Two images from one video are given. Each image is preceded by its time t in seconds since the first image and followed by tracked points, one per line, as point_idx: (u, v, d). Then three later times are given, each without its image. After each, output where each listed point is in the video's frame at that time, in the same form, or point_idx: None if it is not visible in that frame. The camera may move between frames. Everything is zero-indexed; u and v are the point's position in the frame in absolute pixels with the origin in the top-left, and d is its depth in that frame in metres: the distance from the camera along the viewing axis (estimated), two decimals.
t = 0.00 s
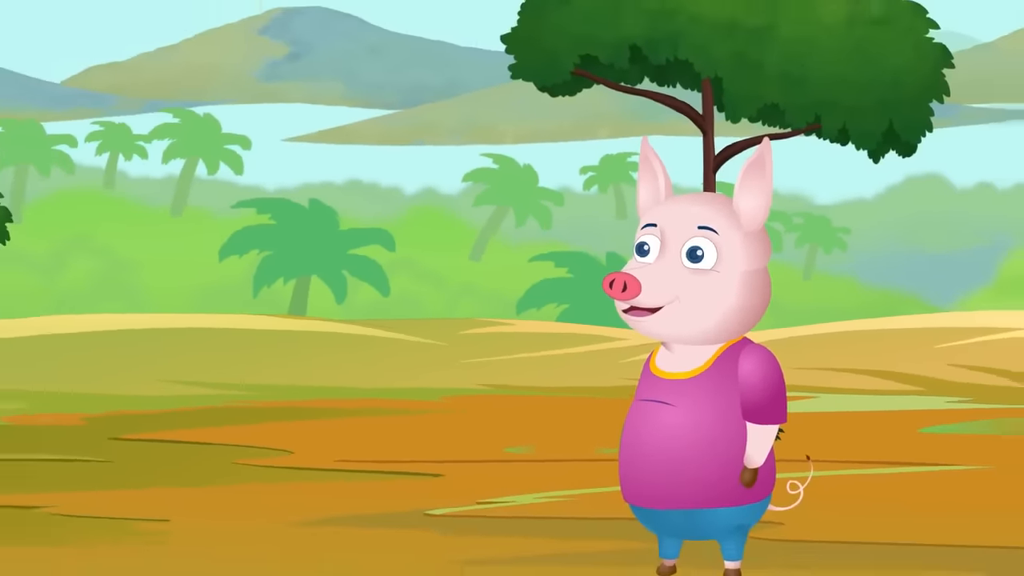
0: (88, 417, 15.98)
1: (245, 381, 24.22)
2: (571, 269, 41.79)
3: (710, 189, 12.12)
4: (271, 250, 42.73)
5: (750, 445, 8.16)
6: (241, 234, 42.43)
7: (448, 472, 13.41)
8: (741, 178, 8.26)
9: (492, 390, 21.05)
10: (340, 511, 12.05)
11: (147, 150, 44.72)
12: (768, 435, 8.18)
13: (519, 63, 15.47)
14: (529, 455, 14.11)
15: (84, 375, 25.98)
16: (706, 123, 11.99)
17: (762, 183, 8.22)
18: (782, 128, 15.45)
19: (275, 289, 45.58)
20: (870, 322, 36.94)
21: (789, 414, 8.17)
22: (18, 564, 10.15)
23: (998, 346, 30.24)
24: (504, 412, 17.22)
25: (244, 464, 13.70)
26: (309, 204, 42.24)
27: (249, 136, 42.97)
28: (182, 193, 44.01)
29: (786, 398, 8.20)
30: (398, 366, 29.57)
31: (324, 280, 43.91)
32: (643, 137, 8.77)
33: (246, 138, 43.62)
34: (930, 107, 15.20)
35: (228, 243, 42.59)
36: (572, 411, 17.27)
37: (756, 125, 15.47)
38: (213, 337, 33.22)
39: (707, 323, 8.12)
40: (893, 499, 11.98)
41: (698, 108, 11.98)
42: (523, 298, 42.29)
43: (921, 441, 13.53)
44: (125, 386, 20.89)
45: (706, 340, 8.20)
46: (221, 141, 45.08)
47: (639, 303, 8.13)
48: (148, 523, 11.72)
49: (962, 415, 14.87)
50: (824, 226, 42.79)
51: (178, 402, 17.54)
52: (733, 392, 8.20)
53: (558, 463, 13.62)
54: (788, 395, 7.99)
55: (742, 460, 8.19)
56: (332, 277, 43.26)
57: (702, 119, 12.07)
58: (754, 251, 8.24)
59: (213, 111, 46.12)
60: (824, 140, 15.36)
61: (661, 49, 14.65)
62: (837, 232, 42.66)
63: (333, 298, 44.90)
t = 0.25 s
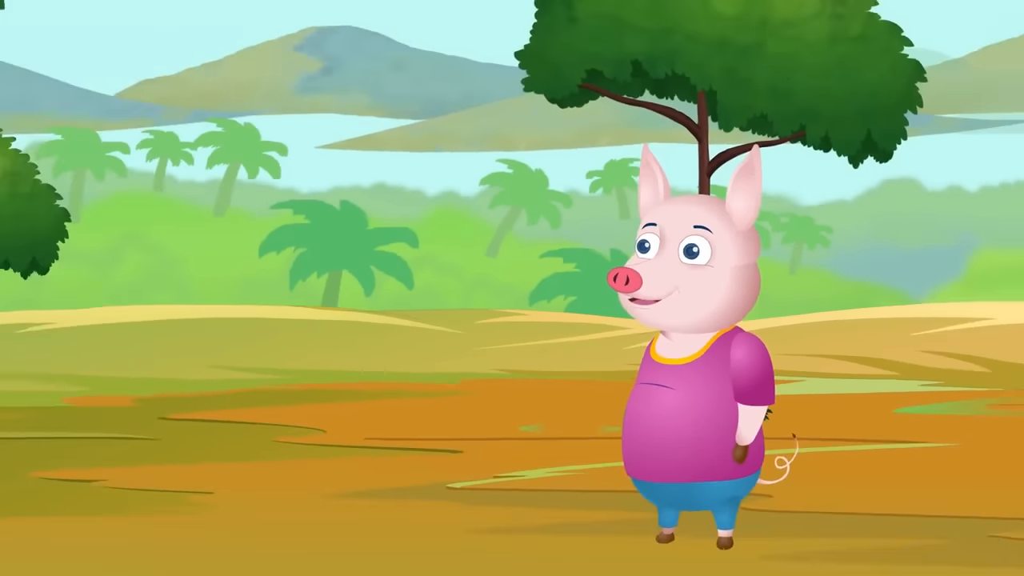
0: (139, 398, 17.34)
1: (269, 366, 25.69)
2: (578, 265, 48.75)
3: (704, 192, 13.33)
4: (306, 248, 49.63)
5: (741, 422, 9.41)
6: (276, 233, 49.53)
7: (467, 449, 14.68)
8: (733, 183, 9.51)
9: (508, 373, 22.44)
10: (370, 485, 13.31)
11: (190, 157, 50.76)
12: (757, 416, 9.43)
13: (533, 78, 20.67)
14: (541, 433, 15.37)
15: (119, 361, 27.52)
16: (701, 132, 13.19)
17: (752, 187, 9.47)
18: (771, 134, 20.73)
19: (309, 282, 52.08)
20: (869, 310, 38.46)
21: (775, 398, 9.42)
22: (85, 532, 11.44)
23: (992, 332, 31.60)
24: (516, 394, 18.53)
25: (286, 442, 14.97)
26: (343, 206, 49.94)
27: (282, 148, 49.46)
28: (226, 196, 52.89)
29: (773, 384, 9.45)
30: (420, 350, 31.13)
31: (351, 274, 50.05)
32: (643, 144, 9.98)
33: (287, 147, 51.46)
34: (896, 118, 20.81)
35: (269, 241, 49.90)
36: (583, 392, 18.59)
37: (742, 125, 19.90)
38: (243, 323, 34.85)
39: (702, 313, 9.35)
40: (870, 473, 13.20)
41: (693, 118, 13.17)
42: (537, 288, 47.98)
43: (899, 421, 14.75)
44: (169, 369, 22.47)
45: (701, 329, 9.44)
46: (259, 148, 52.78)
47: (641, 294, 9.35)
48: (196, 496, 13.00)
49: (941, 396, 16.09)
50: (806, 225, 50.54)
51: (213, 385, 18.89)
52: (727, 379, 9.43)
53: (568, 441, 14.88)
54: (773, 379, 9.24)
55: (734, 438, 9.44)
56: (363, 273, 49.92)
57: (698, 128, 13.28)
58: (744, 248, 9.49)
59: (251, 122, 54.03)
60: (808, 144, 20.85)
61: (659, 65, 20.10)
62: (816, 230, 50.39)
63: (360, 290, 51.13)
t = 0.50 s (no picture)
0: (189, 379, 18.97)
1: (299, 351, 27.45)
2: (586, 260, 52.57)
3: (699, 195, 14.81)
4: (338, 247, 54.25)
5: (731, 403, 10.86)
6: (314, 232, 53.29)
7: (485, 426, 16.22)
8: (724, 188, 11.03)
9: (524, 357, 24.08)
10: (397, 458, 14.85)
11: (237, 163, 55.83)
12: (747, 397, 10.89)
13: (547, 95, 19.93)
14: (552, 411, 16.89)
15: (158, 347, 29.34)
16: (696, 141, 14.66)
17: (741, 192, 10.98)
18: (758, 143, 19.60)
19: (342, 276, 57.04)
20: (871, 301, 40.17)
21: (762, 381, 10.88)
22: (147, 499, 13.00)
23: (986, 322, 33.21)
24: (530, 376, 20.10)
25: (320, 420, 16.53)
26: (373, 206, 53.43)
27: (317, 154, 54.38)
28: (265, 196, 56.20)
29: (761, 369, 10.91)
30: (443, 336, 32.93)
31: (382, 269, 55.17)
32: (646, 153, 11.49)
33: (324, 155, 55.66)
34: (877, 126, 19.48)
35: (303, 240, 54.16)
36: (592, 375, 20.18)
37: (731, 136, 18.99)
38: (273, 312, 36.67)
39: (698, 302, 10.87)
40: (846, 448, 14.68)
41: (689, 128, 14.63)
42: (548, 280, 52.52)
43: (876, 401, 16.23)
44: (211, 354, 24.29)
45: (696, 317, 10.95)
46: (297, 155, 57.68)
47: (643, 286, 10.88)
48: (241, 468, 14.56)
49: (918, 378, 17.60)
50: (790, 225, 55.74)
51: (250, 368, 20.53)
52: (721, 364, 10.90)
53: (576, 418, 16.39)
54: (760, 364, 10.69)
55: (727, 416, 10.91)
56: (391, 266, 53.32)
57: (693, 137, 14.75)
58: (734, 244, 11.01)
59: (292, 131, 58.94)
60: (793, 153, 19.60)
61: (659, 79, 19.14)
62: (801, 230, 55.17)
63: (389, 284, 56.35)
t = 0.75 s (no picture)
0: (240, 362, 21.00)
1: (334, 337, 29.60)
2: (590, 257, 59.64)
3: (694, 196, 16.64)
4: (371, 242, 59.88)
5: (723, 382, 12.72)
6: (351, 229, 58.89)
7: (504, 402, 18.12)
8: (717, 192, 12.87)
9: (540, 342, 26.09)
10: (425, 431, 16.78)
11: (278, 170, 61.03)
12: (735, 376, 12.75)
13: (555, 107, 20.38)
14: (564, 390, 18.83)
15: (200, 334, 31.53)
16: (691, 149, 16.48)
17: (732, 195, 12.83)
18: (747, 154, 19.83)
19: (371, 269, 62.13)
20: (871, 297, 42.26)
21: (748, 362, 12.73)
22: (209, 468, 14.97)
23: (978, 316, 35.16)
24: (544, 357, 22.06)
25: (357, 398, 18.49)
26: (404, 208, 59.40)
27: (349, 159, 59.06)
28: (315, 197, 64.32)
29: (747, 352, 12.76)
30: (463, 323, 35.10)
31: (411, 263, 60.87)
32: (647, 160, 13.29)
33: (355, 161, 60.47)
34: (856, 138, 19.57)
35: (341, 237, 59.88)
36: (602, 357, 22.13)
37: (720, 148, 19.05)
38: (304, 304, 39.01)
39: (693, 293, 12.71)
40: (824, 422, 16.55)
41: (685, 138, 16.46)
42: (561, 272, 59.61)
43: (855, 380, 18.09)
44: (255, 339, 26.46)
45: (692, 305, 12.79)
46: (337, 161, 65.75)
47: (646, 278, 12.70)
48: (288, 440, 16.49)
49: (896, 361, 19.45)
50: (774, 223, 63.83)
51: (288, 352, 22.59)
52: (712, 348, 12.76)
53: (585, 396, 18.31)
54: (748, 349, 12.54)
55: (718, 394, 12.76)
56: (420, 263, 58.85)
57: (689, 146, 16.57)
58: (724, 242, 12.87)
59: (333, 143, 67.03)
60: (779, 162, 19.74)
61: (656, 94, 19.22)
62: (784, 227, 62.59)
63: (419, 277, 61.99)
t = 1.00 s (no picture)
0: (290, 344, 23.56)
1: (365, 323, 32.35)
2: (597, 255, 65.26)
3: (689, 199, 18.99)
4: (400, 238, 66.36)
5: (713, 361, 14.65)
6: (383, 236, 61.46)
7: (523, 379, 20.57)
8: (710, 194, 14.81)
9: (555, 328, 28.67)
10: (454, 404, 19.24)
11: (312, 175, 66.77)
12: (724, 356, 14.66)
13: (572, 121, 27.90)
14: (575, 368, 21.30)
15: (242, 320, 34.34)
16: (687, 158, 18.83)
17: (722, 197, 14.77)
18: (735, 159, 26.82)
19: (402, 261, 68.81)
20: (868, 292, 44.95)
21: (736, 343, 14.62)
22: (269, 436, 17.48)
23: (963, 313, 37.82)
24: (558, 340, 24.57)
25: (394, 375, 20.98)
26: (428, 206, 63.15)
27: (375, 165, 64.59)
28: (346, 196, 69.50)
29: (735, 334, 14.66)
30: (485, 310, 37.83)
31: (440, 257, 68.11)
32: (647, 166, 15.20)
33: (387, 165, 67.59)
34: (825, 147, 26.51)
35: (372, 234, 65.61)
36: (611, 341, 24.63)
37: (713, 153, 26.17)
38: (336, 294, 41.85)
39: (688, 283, 14.66)
40: (802, 396, 18.94)
41: (681, 148, 18.81)
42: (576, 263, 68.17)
43: (832, 362, 20.48)
44: (295, 326, 29.17)
45: (687, 294, 14.75)
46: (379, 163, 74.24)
47: (647, 270, 14.64)
48: (334, 412, 18.95)
49: (871, 346, 21.85)
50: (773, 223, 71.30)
51: (328, 336, 25.20)
52: (704, 331, 14.68)
53: (594, 374, 20.76)
54: (733, 332, 14.41)
55: (709, 371, 14.68)
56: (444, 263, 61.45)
57: (685, 155, 18.92)
58: (715, 239, 14.82)
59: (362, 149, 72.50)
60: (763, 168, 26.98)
61: (656, 110, 26.59)
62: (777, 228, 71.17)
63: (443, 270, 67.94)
